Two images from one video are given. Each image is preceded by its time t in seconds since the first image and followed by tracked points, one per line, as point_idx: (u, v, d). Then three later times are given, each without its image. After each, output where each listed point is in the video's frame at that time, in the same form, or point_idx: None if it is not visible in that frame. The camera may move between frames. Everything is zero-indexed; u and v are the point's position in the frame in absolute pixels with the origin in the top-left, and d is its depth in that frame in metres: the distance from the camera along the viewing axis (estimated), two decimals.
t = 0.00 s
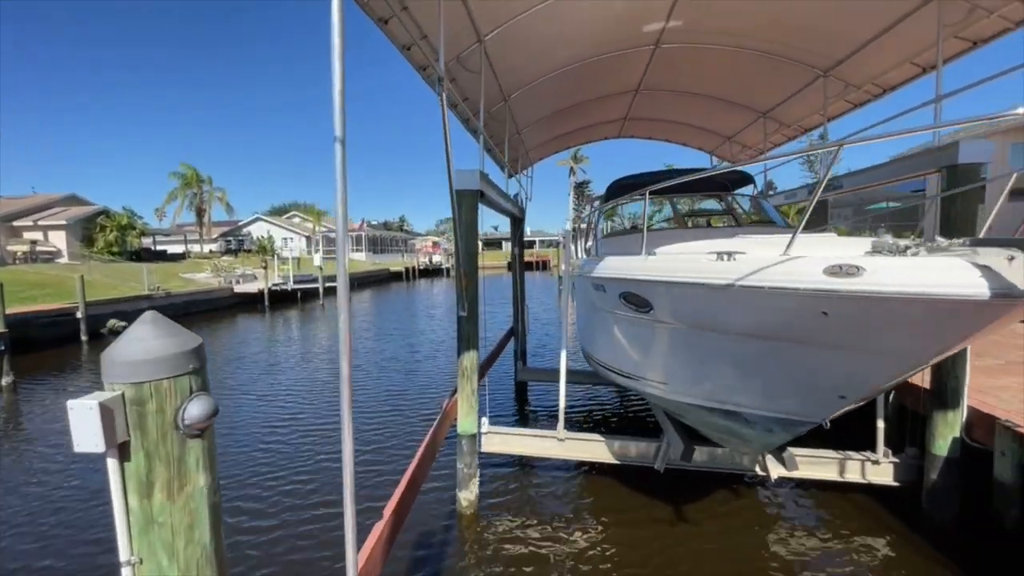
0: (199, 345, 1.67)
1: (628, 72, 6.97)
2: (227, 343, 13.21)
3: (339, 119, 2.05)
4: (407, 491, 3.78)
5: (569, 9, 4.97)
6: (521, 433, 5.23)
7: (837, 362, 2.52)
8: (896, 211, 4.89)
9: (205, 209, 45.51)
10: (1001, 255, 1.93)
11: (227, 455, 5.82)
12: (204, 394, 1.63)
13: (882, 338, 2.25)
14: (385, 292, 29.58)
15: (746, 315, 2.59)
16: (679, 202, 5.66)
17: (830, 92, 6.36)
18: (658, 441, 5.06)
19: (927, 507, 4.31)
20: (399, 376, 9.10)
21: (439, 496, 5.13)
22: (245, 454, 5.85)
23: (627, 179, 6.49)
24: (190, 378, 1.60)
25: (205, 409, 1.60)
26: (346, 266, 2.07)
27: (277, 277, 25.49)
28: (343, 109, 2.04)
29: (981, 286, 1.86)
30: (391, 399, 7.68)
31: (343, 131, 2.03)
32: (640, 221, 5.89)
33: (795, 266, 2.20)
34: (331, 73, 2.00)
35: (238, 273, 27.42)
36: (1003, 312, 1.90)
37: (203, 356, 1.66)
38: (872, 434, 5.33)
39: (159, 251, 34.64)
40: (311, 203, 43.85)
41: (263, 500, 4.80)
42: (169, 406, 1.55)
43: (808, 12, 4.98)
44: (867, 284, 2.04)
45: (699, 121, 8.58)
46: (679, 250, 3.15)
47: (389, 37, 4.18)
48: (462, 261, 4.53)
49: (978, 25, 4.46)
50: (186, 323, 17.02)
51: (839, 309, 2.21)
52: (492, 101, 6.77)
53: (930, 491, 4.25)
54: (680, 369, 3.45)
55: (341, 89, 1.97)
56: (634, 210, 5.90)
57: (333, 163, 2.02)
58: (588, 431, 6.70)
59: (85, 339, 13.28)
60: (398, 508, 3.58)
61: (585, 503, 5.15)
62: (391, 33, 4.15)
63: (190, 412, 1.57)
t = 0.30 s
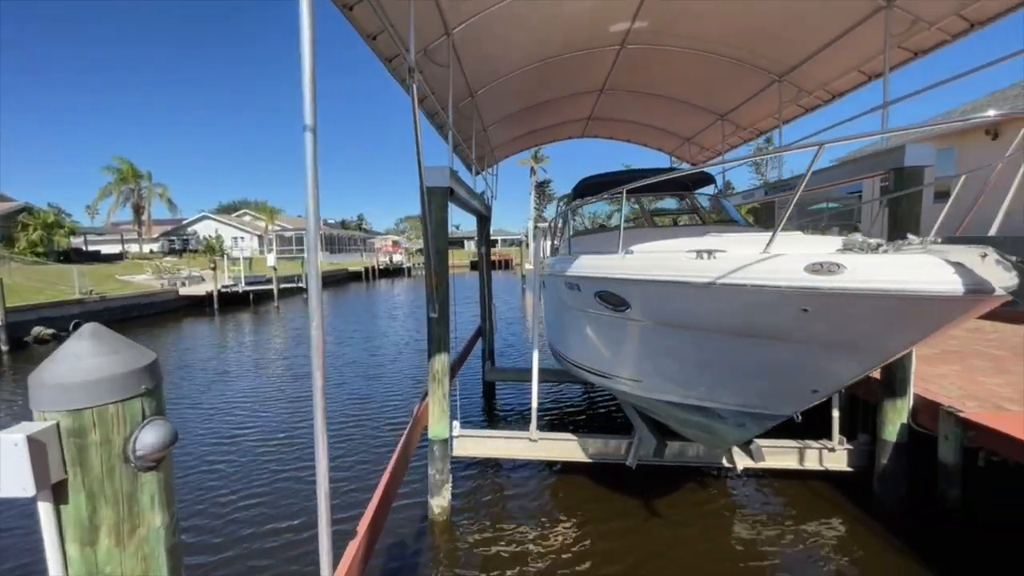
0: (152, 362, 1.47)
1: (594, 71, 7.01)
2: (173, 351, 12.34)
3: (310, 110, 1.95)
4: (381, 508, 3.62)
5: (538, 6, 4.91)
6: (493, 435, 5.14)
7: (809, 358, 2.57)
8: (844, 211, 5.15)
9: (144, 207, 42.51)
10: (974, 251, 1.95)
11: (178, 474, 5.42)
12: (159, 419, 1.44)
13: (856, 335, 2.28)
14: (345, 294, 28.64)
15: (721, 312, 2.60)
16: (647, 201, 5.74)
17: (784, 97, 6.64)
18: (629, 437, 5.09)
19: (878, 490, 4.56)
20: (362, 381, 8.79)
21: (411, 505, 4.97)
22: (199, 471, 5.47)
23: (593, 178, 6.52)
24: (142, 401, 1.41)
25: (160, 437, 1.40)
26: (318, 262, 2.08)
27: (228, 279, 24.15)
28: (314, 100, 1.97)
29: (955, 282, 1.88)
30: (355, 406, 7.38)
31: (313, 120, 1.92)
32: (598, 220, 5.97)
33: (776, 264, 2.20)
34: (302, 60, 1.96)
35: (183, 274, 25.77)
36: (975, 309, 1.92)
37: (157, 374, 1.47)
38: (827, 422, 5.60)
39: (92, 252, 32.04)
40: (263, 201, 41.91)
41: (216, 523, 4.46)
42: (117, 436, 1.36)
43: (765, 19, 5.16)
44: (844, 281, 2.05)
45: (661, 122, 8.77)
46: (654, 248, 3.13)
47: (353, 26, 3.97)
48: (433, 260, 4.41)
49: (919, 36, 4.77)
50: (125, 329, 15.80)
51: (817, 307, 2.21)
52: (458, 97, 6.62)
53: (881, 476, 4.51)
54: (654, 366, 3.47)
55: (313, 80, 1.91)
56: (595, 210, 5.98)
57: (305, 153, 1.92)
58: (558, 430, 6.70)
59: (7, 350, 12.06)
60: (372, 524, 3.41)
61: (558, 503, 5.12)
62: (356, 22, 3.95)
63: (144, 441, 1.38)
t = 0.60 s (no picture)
0: (56, 390, 1.39)
1: (563, 67, 6.93)
2: (112, 358, 11.41)
3: (267, 86, 1.78)
4: (349, 526, 3.42)
5: None
6: (465, 439, 4.98)
7: (791, 355, 2.55)
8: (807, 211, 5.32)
9: (78, 203, 39.38)
10: (958, 247, 1.96)
11: (119, 496, 4.95)
12: (67, 460, 1.36)
13: (840, 332, 2.27)
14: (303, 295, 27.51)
15: (704, 311, 2.54)
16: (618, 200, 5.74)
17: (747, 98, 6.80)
18: (603, 436, 5.05)
19: (840, 480, 4.69)
20: (323, 386, 8.38)
21: (380, 516, 4.74)
22: (144, 491, 5.03)
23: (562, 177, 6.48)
24: (47, 436, 1.33)
25: (70, 480, 1.32)
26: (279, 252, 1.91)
27: (175, 280, 22.69)
28: (272, 74, 1.81)
29: (942, 278, 1.87)
30: (317, 413, 7.02)
31: (271, 97, 1.76)
32: (563, 220, 5.95)
33: (765, 260, 2.16)
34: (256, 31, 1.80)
35: (124, 275, 24.02)
36: (958, 304, 1.93)
37: (63, 404, 1.39)
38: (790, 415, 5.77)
39: (17, 251, 29.35)
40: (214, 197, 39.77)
41: (163, 548, 4.09)
42: (14, 484, 1.26)
43: (731, 20, 5.24)
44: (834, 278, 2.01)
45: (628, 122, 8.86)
46: (633, 245, 3.08)
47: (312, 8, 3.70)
48: (401, 259, 4.20)
49: (874, 42, 4.96)
50: (56, 335, 14.51)
51: (805, 304, 2.18)
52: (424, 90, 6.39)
53: (844, 466, 4.65)
54: (631, 366, 3.41)
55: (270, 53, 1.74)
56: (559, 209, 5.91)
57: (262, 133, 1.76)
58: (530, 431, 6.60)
59: None
60: (340, 544, 3.20)
61: (533, 506, 5.02)
62: (317, 5, 3.69)
63: (51, 486, 1.30)
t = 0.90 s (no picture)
0: None
1: (545, 63, 6.82)
2: (68, 366, 10.72)
3: (236, 58, 1.61)
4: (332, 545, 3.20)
5: None
6: (450, 445, 4.81)
7: (793, 355, 2.46)
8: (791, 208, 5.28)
9: (29, 200, 37.18)
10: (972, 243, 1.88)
11: (76, 521, 4.58)
12: None
13: (848, 332, 2.18)
14: (275, 296, 26.67)
15: (707, 310, 2.45)
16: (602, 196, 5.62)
17: (728, 98, 6.84)
18: (591, 439, 4.96)
19: (826, 477, 4.77)
20: (297, 393, 8.05)
21: (362, 529, 4.53)
22: (103, 513, 4.67)
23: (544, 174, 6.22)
24: None
25: None
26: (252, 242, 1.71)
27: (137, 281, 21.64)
28: (244, 44, 1.62)
29: (963, 275, 1.76)
30: (291, 422, 6.72)
31: (241, 70, 1.60)
32: (541, 219, 5.74)
33: (774, 257, 2.06)
34: None
35: (81, 277, 22.77)
36: (976, 303, 1.84)
37: None
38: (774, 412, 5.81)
39: None
40: (178, 195, 38.18)
41: None
42: None
43: (715, 19, 5.23)
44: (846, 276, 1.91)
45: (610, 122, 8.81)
46: (629, 242, 2.97)
47: None
48: (382, 259, 4.01)
49: (855, 43, 5.03)
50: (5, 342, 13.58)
51: (815, 303, 2.07)
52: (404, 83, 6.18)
53: (829, 463, 4.73)
54: (623, 367, 3.31)
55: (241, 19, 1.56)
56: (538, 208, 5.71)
57: (234, 111, 1.60)
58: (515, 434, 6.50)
59: None
60: (323, 563, 2.99)
61: (520, 512, 4.89)
62: None
63: None
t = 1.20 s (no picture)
0: None
1: (545, 53, 6.66)
2: (52, 365, 10.41)
3: (232, 14, 1.47)
4: (335, 550, 3.05)
5: None
6: (451, 443, 4.68)
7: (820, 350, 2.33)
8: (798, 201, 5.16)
9: (11, 195, 36.28)
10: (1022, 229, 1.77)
11: (62, 530, 4.39)
12: None
13: (883, 324, 2.04)
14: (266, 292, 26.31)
15: (729, 301, 2.32)
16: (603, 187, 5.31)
17: (731, 90, 6.73)
18: (595, 436, 4.85)
19: (833, 472, 4.77)
20: (291, 392, 7.87)
21: (362, 532, 4.39)
22: (91, 520, 4.49)
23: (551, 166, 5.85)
24: None
25: None
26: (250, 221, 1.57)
27: (124, 278, 21.19)
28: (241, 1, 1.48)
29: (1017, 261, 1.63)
30: (285, 422, 6.55)
31: (237, 28, 1.46)
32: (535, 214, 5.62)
33: (809, 246, 1.95)
34: None
35: (66, 273, 22.25)
36: None
37: None
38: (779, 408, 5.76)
39: None
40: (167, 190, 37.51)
41: None
42: None
43: (722, 8, 5.10)
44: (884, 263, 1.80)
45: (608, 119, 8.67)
46: (643, 233, 2.87)
47: None
48: (382, 252, 3.86)
49: (864, 32, 4.94)
50: None
51: (850, 293, 1.96)
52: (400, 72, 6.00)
53: (837, 458, 4.71)
54: (634, 363, 3.18)
55: None
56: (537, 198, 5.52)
57: (229, 75, 1.46)
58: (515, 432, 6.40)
59: None
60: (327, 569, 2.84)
61: (522, 511, 4.78)
62: None
63: None
